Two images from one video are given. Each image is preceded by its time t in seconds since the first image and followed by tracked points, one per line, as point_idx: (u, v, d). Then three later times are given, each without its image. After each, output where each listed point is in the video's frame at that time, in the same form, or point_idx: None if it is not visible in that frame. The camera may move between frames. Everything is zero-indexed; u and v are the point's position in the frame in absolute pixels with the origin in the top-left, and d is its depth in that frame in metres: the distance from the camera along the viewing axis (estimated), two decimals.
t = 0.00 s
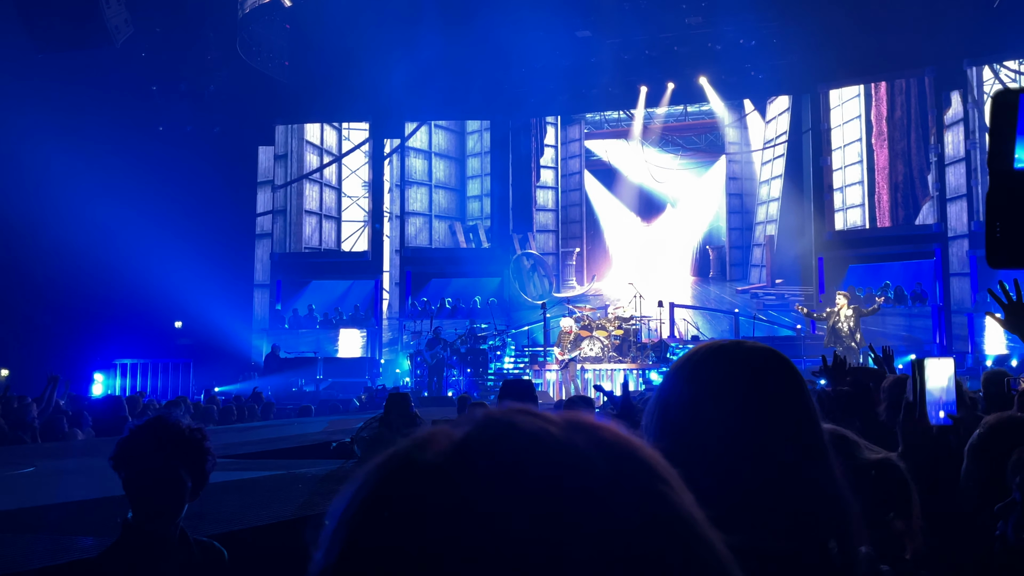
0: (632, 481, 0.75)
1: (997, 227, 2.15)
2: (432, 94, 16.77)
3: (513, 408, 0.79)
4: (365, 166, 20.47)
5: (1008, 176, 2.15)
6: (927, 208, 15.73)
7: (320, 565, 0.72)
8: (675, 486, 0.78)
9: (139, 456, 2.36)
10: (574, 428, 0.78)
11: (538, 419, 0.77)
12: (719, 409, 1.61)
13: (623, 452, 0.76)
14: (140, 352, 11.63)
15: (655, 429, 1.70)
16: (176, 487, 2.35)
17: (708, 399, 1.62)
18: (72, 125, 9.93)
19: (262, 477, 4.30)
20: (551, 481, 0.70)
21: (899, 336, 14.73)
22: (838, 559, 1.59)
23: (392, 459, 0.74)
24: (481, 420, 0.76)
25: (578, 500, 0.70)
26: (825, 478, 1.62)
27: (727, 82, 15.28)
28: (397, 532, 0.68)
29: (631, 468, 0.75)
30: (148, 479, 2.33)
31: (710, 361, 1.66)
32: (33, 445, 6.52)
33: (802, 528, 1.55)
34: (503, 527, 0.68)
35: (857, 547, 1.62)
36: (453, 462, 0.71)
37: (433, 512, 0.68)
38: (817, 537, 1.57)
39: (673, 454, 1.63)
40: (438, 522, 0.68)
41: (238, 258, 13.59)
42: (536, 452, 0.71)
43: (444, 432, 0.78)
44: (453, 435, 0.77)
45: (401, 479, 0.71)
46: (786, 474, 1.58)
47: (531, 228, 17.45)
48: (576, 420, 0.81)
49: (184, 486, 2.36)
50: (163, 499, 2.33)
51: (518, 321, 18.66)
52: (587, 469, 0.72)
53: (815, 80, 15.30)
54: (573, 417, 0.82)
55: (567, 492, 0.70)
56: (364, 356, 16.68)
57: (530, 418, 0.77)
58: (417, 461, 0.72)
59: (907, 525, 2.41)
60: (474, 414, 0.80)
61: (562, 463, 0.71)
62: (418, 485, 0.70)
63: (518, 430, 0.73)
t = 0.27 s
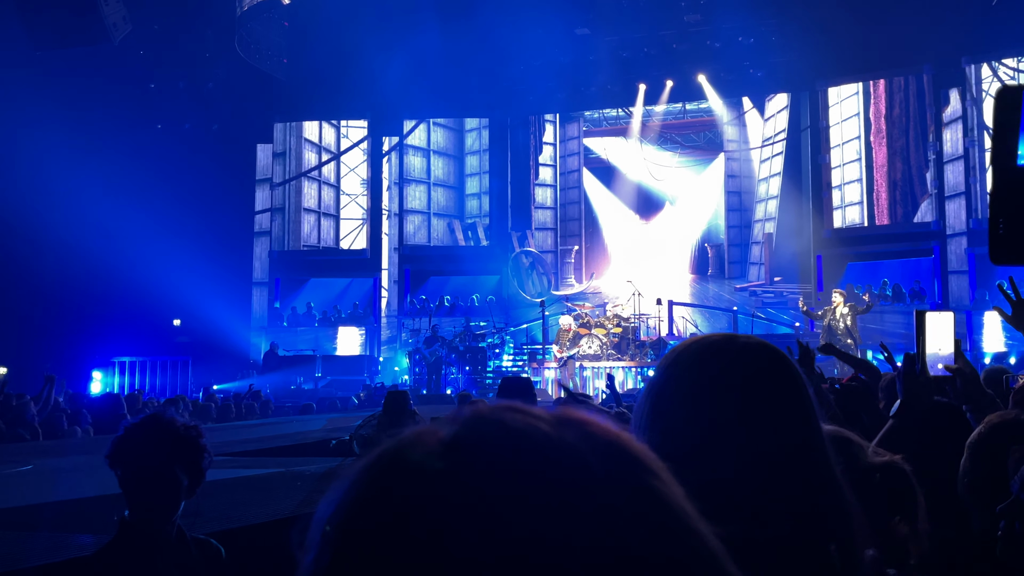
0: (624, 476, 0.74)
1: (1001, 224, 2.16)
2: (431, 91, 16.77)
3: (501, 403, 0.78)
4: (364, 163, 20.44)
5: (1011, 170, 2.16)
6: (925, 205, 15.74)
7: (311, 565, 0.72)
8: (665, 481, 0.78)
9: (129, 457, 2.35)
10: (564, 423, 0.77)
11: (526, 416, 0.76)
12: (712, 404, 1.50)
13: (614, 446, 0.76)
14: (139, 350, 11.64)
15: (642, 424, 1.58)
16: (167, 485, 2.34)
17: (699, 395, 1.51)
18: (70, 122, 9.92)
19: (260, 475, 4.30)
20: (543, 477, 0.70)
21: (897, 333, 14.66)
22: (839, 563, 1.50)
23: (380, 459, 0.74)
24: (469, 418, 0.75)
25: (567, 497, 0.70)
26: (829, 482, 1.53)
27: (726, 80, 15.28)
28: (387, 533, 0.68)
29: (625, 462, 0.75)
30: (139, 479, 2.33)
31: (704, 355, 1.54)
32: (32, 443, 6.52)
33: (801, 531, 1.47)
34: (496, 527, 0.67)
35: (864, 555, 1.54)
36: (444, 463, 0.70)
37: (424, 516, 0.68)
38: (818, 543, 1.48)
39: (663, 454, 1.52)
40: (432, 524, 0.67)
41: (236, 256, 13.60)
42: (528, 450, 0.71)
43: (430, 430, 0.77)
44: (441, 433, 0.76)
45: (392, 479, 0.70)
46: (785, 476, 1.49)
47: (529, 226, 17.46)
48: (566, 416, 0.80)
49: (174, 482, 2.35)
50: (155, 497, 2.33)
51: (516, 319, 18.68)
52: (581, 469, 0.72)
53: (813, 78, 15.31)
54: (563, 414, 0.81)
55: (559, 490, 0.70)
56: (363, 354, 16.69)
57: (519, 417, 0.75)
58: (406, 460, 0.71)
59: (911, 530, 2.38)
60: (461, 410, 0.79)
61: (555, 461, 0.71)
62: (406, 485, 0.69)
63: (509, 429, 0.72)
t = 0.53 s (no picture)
0: (624, 470, 0.73)
1: (1009, 222, 2.14)
2: (429, 88, 16.74)
3: (501, 398, 0.77)
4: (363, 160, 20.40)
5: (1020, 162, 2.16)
6: (924, 202, 15.73)
7: (318, 559, 0.72)
8: (669, 476, 0.77)
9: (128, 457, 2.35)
10: (569, 418, 0.77)
11: (528, 411, 0.75)
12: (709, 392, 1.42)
13: (616, 441, 0.75)
14: (136, 347, 11.62)
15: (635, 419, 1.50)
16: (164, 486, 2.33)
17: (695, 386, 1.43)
18: (68, 119, 9.91)
19: (259, 472, 4.28)
20: (543, 470, 0.69)
21: (897, 331, 14.46)
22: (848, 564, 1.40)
23: (384, 454, 0.74)
24: (472, 412, 0.75)
25: (570, 491, 0.69)
26: (835, 478, 1.44)
27: (725, 77, 15.27)
28: (391, 524, 0.68)
29: (628, 455, 0.74)
30: (137, 476, 2.32)
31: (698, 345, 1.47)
32: (30, 441, 6.51)
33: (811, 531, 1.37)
34: (496, 522, 0.67)
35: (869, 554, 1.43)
36: (445, 459, 0.70)
37: (427, 508, 0.68)
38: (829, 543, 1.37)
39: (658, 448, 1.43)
40: (432, 519, 0.67)
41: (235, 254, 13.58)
42: (528, 443, 0.70)
43: (433, 426, 0.77)
44: (444, 428, 0.75)
45: (396, 475, 0.70)
46: (782, 470, 1.40)
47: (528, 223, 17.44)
48: (569, 411, 0.79)
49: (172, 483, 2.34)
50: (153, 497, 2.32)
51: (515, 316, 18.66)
52: (584, 463, 0.71)
53: (812, 75, 15.30)
54: (567, 408, 0.80)
55: (562, 484, 0.69)
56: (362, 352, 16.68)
57: (521, 410, 0.75)
58: (411, 456, 0.71)
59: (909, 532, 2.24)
60: (463, 405, 0.79)
61: (558, 455, 0.70)
62: (409, 479, 0.70)
63: (511, 423, 0.71)
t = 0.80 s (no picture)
0: (624, 470, 0.73)
1: (1013, 217, 2.30)
2: (428, 85, 16.72)
3: (495, 396, 0.78)
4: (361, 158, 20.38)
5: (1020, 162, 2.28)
6: (923, 199, 15.73)
7: (313, 561, 0.72)
8: (669, 475, 0.77)
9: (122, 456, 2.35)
10: (563, 416, 0.77)
11: (522, 411, 0.75)
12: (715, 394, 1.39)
13: (612, 440, 0.75)
14: (137, 345, 11.61)
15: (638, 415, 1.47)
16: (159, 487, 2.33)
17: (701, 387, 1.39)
18: (65, 116, 9.92)
19: (257, 470, 4.29)
20: (538, 468, 0.69)
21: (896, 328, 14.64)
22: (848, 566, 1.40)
23: (376, 455, 0.74)
24: (464, 412, 0.75)
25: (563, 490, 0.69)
26: (840, 481, 1.42)
27: (723, 74, 15.27)
28: (386, 526, 0.68)
29: (623, 454, 0.74)
30: (137, 477, 2.32)
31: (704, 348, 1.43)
32: (28, 439, 6.51)
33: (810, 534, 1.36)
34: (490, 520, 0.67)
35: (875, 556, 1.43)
36: (441, 462, 0.70)
37: (422, 505, 0.68)
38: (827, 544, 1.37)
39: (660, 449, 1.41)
40: (428, 515, 0.67)
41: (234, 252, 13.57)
42: (523, 441, 0.70)
43: (426, 426, 0.77)
44: (436, 428, 0.75)
45: (390, 476, 0.71)
46: (791, 474, 1.38)
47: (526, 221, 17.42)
48: (565, 409, 0.79)
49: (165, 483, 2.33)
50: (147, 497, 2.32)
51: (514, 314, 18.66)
52: (578, 461, 0.71)
53: (810, 72, 15.31)
54: (563, 406, 0.80)
55: (556, 485, 0.69)
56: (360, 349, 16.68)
57: (514, 410, 0.74)
58: (404, 456, 0.71)
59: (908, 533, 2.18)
60: (454, 405, 0.79)
61: (552, 452, 0.70)
62: (403, 477, 0.70)
63: (505, 423, 0.71)
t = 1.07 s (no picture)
0: (636, 484, 0.70)
1: (1012, 220, 2.33)
2: (426, 83, 16.69)
3: (492, 403, 0.74)
4: (359, 156, 20.32)
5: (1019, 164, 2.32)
6: (921, 197, 15.73)
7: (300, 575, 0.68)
8: (671, 480, 0.74)
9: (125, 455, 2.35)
10: (566, 425, 0.73)
11: (524, 420, 0.71)
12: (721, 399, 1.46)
13: (617, 446, 0.72)
14: (135, 343, 11.59)
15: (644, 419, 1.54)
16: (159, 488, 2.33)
17: (708, 393, 1.47)
18: (61, 114, 9.87)
19: (256, 469, 4.26)
20: (544, 481, 0.66)
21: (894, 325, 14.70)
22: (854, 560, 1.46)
23: (374, 463, 0.69)
24: (463, 421, 0.71)
25: (570, 503, 0.66)
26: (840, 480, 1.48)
27: (721, 72, 15.26)
28: (382, 539, 0.64)
29: (634, 466, 0.71)
30: (137, 477, 2.32)
31: (708, 349, 1.50)
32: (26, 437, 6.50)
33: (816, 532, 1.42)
34: (496, 535, 0.64)
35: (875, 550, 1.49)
36: (442, 473, 0.66)
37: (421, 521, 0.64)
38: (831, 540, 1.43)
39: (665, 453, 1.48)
40: (424, 531, 0.64)
41: (232, 250, 13.55)
42: (529, 452, 0.67)
43: (423, 435, 0.73)
44: (434, 437, 0.71)
45: (386, 489, 0.66)
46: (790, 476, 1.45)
47: (524, 219, 17.41)
48: (564, 416, 0.75)
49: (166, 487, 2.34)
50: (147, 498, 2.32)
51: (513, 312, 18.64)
52: (581, 471, 0.68)
53: (809, 70, 15.29)
54: (559, 412, 0.77)
55: (562, 498, 0.66)
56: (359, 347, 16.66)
57: (516, 418, 0.71)
58: (401, 467, 0.67)
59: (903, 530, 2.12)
60: (452, 412, 0.75)
61: (556, 463, 0.68)
62: (400, 489, 0.65)
63: (508, 432, 0.68)
